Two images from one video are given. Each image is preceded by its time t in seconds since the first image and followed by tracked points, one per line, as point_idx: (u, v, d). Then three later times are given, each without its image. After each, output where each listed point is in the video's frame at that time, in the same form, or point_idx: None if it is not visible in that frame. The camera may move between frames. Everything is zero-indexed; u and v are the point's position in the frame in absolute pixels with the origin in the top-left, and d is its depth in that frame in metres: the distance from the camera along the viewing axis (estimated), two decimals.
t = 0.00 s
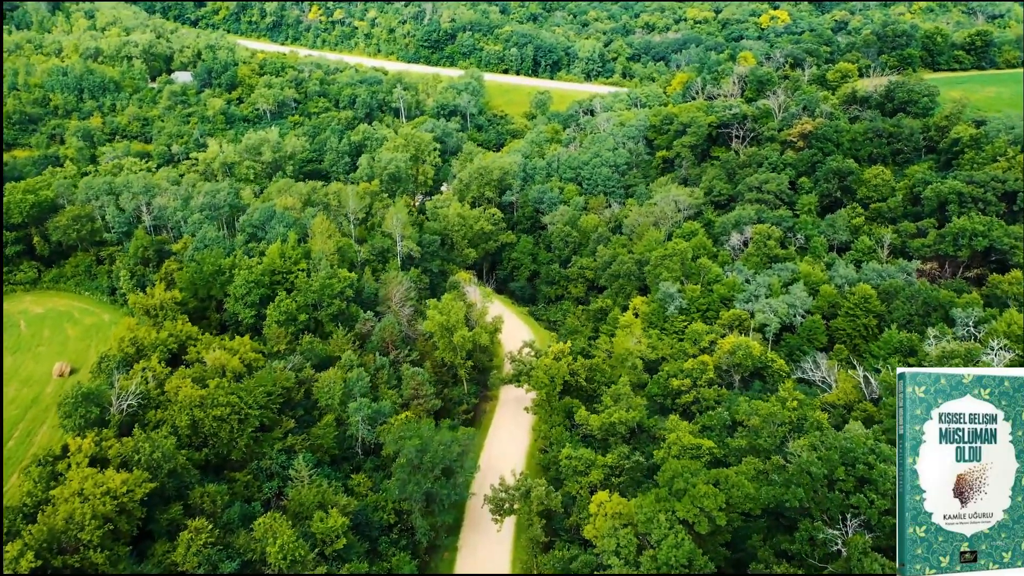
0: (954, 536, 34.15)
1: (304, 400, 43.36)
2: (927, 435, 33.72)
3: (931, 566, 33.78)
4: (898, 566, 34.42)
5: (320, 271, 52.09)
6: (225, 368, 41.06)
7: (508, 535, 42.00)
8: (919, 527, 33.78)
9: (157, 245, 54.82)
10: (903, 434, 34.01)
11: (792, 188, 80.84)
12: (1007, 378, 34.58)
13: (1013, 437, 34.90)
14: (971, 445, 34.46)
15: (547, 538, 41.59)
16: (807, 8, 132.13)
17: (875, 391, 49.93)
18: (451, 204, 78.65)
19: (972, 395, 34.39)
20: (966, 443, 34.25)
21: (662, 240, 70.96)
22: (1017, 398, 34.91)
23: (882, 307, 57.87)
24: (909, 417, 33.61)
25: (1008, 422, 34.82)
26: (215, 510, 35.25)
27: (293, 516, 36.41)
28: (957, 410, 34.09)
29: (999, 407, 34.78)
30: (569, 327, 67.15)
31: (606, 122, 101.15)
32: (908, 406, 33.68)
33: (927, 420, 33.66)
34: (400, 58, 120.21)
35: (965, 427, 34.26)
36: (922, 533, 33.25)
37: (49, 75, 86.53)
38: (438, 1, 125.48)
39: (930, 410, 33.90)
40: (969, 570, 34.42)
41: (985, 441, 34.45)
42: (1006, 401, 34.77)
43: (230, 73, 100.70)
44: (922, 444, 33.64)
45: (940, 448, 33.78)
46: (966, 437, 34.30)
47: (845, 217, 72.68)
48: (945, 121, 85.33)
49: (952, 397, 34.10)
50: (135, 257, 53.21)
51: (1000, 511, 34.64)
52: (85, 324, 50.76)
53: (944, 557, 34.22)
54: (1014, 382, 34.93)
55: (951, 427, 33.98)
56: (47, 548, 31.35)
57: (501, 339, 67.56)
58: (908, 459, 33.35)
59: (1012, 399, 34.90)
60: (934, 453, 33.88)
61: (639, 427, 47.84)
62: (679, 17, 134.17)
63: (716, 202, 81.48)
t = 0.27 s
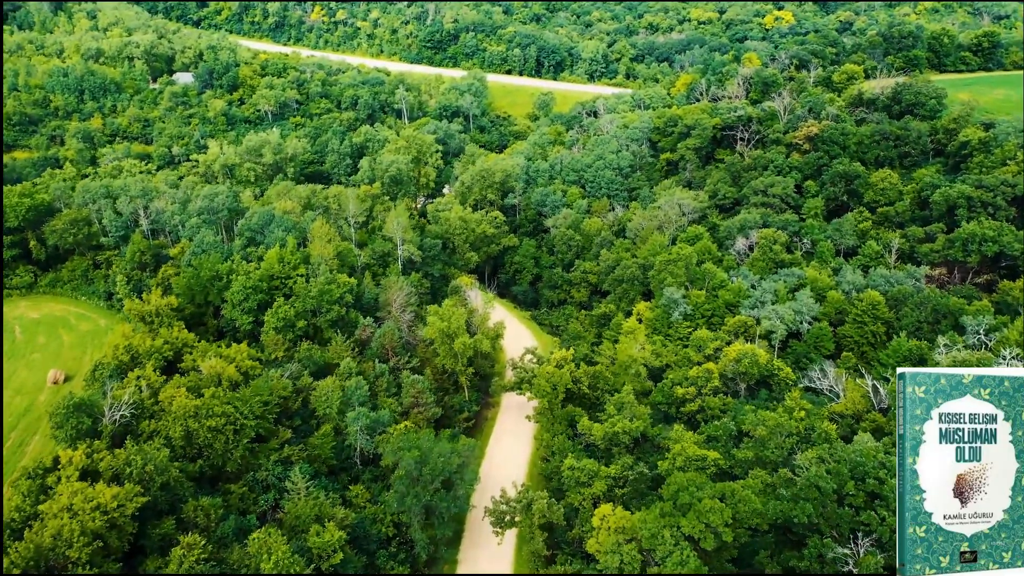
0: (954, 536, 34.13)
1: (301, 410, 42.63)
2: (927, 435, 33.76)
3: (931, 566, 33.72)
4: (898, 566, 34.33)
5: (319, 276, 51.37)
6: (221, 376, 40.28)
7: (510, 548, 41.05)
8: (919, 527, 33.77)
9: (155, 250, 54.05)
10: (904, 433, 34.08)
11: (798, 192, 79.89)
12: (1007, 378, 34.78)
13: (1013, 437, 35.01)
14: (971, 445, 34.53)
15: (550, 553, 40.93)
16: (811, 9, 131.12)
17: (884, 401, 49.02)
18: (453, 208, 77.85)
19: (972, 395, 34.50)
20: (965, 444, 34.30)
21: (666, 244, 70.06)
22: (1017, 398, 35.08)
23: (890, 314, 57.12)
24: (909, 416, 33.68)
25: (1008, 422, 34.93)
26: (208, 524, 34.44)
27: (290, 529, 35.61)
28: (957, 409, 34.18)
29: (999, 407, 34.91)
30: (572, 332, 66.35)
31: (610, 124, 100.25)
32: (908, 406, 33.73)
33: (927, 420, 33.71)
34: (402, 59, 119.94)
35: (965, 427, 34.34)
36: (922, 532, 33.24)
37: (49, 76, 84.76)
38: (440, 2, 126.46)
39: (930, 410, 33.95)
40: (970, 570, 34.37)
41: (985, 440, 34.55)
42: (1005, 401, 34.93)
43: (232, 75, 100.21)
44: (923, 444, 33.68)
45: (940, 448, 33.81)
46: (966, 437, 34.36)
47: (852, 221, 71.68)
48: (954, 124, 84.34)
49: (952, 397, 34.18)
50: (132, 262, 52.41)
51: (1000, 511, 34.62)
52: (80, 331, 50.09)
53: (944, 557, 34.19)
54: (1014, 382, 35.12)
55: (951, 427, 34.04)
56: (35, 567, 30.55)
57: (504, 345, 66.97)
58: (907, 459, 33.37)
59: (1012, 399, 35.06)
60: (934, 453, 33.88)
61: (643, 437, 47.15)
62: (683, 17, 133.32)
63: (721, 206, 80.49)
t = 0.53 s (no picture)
0: (954, 536, 32.15)
1: (304, 418, 41.92)
2: (926, 435, 31.67)
3: (931, 566, 31.74)
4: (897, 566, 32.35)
5: (324, 281, 50.71)
6: (222, 384, 39.68)
7: (515, 561, 40.33)
8: (918, 528, 31.77)
9: (158, 253, 53.47)
10: (903, 433, 32.00)
11: (810, 196, 78.74)
12: (1007, 378, 32.49)
13: (1014, 437, 32.84)
14: (971, 444, 32.38)
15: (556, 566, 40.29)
16: (822, 9, 129.68)
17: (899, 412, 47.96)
18: (460, 210, 77.08)
19: (972, 395, 32.30)
20: (965, 444, 32.17)
21: (675, 248, 69.10)
22: (1017, 398, 32.81)
23: (904, 323, 56.10)
24: (908, 416, 31.55)
25: (1008, 422, 32.72)
26: (207, 537, 33.79)
27: (290, 542, 34.93)
28: (957, 409, 32.05)
29: (999, 407, 32.67)
30: (579, 339, 65.53)
31: (618, 125, 99.21)
32: (907, 406, 31.63)
33: (927, 420, 31.62)
34: (410, 60, 117.90)
35: (965, 427, 32.19)
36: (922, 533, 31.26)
37: (57, 76, 85.59)
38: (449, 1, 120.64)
39: (930, 410, 31.85)
40: (970, 571, 32.40)
41: (986, 441, 32.38)
42: (1006, 401, 32.66)
43: (240, 75, 99.49)
44: (922, 444, 31.58)
45: (940, 448, 31.72)
46: (966, 437, 32.23)
47: (865, 226, 70.50)
48: (969, 127, 83.01)
49: (952, 397, 32.08)
50: (134, 265, 51.88)
51: (1000, 511, 32.61)
52: (83, 334, 49.53)
53: (944, 557, 32.24)
54: (1014, 382, 32.88)
55: (951, 427, 31.92)
56: None
57: (511, 351, 66.65)
58: (907, 459, 31.29)
59: (1012, 399, 32.78)
60: (934, 453, 31.80)
61: (652, 447, 46.35)
62: (692, 17, 132.18)
63: (731, 210, 79.45)
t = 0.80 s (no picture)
0: (954, 536, 33.11)
1: (308, 427, 41.24)
2: (927, 435, 32.68)
3: (931, 566, 32.70)
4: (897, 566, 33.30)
5: (330, 286, 50.13)
6: (225, 392, 39.13)
7: None
8: (919, 527, 32.76)
9: (164, 256, 52.97)
10: (904, 433, 33.01)
11: (824, 201, 77.46)
12: (1007, 378, 33.50)
13: (1014, 437, 33.82)
14: (971, 445, 33.39)
15: None
16: (836, 10, 128.13)
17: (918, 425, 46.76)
18: (469, 213, 76.29)
19: (972, 395, 33.30)
20: (965, 444, 33.17)
21: (688, 253, 68.07)
22: (1017, 398, 33.82)
23: (922, 332, 54.97)
24: (909, 416, 32.61)
25: (1008, 422, 33.73)
26: (207, 550, 33.15)
27: (292, 555, 34.23)
28: (957, 409, 33.05)
29: (999, 407, 33.68)
30: (588, 346, 64.69)
31: (630, 127, 98.13)
32: (908, 406, 32.65)
33: (927, 420, 32.65)
34: (422, 60, 118.93)
35: (965, 426, 33.20)
36: (922, 532, 32.22)
37: (67, 76, 84.02)
38: (461, 3, 125.73)
39: (930, 410, 32.89)
40: (970, 570, 33.30)
41: (985, 440, 33.36)
42: (1006, 401, 33.68)
43: (250, 75, 99.59)
44: (923, 444, 32.58)
45: (941, 448, 32.73)
46: (966, 437, 33.24)
47: (881, 232, 69.16)
48: (987, 131, 81.65)
49: (952, 397, 33.09)
50: (140, 269, 51.36)
51: (1000, 511, 33.52)
52: (88, 339, 49.09)
53: (944, 557, 33.20)
54: (1014, 382, 33.86)
55: (951, 427, 32.93)
56: None
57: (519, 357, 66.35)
58: (907, 459, 32.29)
59: (1012, 399, 33.79)
60: (934, 453, 32.80)
61: (663, 458, 45.48)
62: (705, 18, 131.04)
63: (744, 214, 78.23)
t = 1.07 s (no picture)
0: (954, 535, 36.56)
1: (312, 436, 40.60)
2: (926, 435, 36.56)
3: (930, 565, 36.13)
4: (899, 565, 36.68)
5: (336, 291, 49.56)
6: (227, 400, 38.62)
7: None
8: (919, 527, 36.26)
9: (169, 259, 52.48)
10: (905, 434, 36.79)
11: (839, 206, 76.14)
12: (1006, 379, 37.51)
13: (1013, 437, 37.79)
14: (971, 445, 37.28)
15: None
16: (851, 11, 126.43)
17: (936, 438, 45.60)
18: (478, 217, 75.51)
19: (972, 396, 37.27)
20: (965, 444, 37.08)
21: (700, 258, 67.04)
22: (1017, 399, 37.85)
23: (941, 341, 53.78)
24: (909, 416, 36.43)
25: (1007, 422, 37.71)
26: (207, 564, 32.59)
27: (293, 569, 33.61)
28: (957, 410, 36.98)
29: (999, 408, 37.65)
30: (598, 352, 63.75)
31: (642, 130, 96.93)
32: (909, 406, 36.51)
33: (926, 420, 36.49)
34: (433, 61, 114.14)
35: (965, 427, 37.13)
36: (921, 532, 35.65)
37: (79, 77, 84.85)
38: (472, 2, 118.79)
39: (930, 410, 36.73)
40: (969, 569, 36.82)
41: (985, 440, 37.31)
42: (1006, 401, 37.68)
43: (261, 75, 99.37)
44: (922, 444, 36.41)
45: (940, 448, 36.58)
46: (965, 437, 37.15)
47: (898, 238, 67.81)
48: (1007, 136, 80.38)
49: (952, 397, 36.98)
50: (145, 272, 50.94)
51: (1000, 511, 37.23)
52: (92, 343, 48.77)
53: (944, 557, 36.49)
54: (1014, 384, 37.85)
55: (951, 427, 36.84)
56: None
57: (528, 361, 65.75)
58: (908, 458, 36.04)
59: (1012, 400, 37.78)
60: (933, 453, 36.63)
61: (673, 469, 44.63)
62: (718, 19, 129.71)
63: (758, 219, 77.00)
